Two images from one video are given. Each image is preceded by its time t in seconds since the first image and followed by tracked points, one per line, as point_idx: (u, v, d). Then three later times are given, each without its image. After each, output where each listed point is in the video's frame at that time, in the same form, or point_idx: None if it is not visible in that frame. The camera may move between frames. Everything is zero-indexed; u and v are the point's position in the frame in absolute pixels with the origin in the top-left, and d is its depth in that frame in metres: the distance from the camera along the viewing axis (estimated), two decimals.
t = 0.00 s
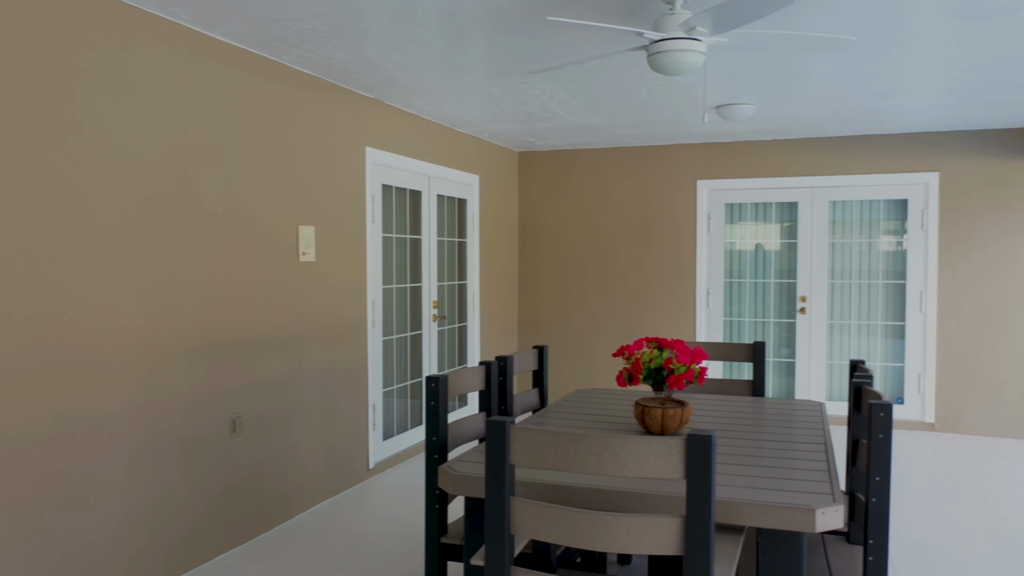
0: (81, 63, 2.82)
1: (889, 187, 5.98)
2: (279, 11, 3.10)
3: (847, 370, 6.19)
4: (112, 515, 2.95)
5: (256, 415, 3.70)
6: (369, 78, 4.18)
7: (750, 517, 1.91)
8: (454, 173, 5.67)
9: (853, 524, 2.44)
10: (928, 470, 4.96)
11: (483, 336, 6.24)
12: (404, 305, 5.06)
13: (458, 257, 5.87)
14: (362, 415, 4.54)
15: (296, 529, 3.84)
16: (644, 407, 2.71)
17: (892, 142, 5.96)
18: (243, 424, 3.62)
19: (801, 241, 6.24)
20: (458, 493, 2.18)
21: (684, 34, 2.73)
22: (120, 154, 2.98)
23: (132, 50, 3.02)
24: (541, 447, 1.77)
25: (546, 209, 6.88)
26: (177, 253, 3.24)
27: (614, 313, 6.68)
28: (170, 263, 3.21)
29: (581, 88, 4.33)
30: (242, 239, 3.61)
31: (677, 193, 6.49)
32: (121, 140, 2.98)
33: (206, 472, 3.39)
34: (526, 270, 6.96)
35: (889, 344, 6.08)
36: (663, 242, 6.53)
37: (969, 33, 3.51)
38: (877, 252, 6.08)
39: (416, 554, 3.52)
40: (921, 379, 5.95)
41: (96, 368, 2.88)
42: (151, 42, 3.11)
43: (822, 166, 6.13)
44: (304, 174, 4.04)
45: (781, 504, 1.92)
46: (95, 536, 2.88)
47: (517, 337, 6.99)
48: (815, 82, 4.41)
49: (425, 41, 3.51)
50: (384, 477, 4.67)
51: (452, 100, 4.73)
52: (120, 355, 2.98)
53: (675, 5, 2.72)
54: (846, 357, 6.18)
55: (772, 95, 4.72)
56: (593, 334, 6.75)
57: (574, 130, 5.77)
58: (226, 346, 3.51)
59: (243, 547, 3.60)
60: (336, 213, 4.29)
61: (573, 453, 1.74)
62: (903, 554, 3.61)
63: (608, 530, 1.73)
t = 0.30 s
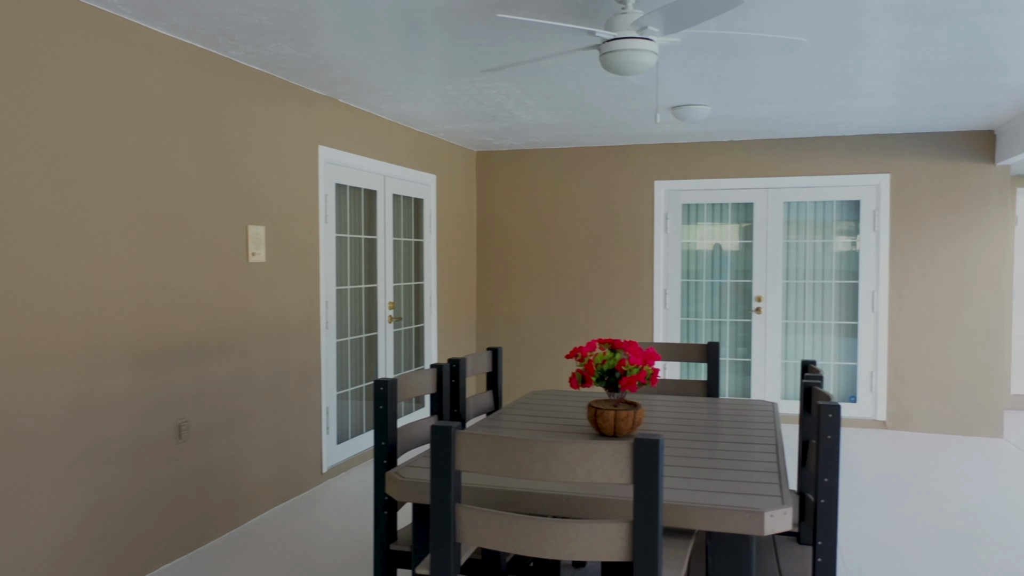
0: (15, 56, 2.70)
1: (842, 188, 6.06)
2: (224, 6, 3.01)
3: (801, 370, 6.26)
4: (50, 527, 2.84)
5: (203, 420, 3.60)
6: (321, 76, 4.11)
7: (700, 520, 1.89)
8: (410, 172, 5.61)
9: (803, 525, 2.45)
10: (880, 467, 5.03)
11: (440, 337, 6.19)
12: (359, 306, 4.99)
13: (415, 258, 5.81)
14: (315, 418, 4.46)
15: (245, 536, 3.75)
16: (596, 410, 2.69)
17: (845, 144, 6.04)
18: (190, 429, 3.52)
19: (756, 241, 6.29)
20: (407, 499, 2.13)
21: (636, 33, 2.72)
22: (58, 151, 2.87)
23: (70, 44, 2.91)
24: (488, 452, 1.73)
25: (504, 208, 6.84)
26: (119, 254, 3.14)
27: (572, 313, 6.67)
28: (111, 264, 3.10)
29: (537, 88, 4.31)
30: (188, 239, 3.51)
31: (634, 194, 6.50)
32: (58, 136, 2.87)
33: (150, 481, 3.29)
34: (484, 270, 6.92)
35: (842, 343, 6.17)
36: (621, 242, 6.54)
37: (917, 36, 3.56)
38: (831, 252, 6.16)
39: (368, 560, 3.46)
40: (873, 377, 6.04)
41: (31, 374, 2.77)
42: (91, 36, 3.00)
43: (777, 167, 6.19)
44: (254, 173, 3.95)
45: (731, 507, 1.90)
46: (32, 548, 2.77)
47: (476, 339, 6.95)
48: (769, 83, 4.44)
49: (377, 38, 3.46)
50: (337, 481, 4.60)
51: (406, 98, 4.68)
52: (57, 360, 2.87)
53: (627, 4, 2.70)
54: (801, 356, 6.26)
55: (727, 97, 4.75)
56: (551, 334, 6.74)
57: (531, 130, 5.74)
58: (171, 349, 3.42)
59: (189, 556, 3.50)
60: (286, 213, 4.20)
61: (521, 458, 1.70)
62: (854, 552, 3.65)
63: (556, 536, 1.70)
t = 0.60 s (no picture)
0: None
1: (800, 189, 6.13)
2: None
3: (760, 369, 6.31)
4: None
5: (151, 426, 3.50)
6: (275, 72, 4.03)
7: (653, 525, 1.87)
8: (369, 172, 5.54)
9: (758, 526, 2.44)
10: (837, 466, 5.09)
11: (400, 338, 6.12)
12: (316, 307, 4.91)
13: (374, 258, 5.74)
14: (270, 422, 4.38)
15: (197, 544, 3.65)
16: (553, 412, 2.66)
17: (803, 146, 6.09)
18: (137, 435, 3.42)
19: (716, 242, 6.33)
20: (355, 506, 2.08)
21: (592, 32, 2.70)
22: None
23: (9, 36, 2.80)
24: (436, 459, 1.69)
25: (465, 208, 6.79)
26: (62, 255, 3.03)
27: (533, 314, 6.65)
28: (54, 265, 2.99)
29: (496, 86, 4.28)
30: (136, 239, 3.41)
31: (595, 194, 6.50)
32: None
33: (94, 489, 3.18)
34: (445, 271, 6.86)
35: (800, 342, 6.23)
36: (582, 243, 6.53)
37: (872, 38, 3.59)
38: (789, 253, 6.22)
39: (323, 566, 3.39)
40: (830, 376, 6.11)
41: None
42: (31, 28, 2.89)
43: (736, 168, 6.23)
44: (205, 171, 3.86)
45: (684, 511, 1.89)
46: None
47: (436, 340, 6.89)
48: (728, 84, 4.46)
49: (332, 35, 3.39)
50: (293, 486, 4.52)
51: (364, 96, 4.61)
52: None
53: (583, 3, 2.68)
54: (760, 356, 6.31)
55: (687, 97, 4.76)
56: (513, 335, 6.71)
57: (492, 129, 5.71)
58: (118, 352, 3.31)
59: (137, 566, 3.40)
60: (240, 212, 4.11)
61: (470, 464, 1.67)
62: (810, 550, 3.67)
63: (506, 544, 1.66)
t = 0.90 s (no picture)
0: None
1: (756, 189, 6.17)
2: None
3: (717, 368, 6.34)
4: None
5: (92, 432, 3.38)
6: (223, 67, 3.92)
7: (602, 529, 1.84)
8: (323, 170, 5.44)
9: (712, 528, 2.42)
10: (792, 464, 5.13)
11: (356, 339, 6.04)
12: (268, 308, 4.80)
13: (329, 258, 5.64)
14: (220, 426, 4.27)
15: (141, 553, 3.54)
16: (505, 414, 2.62)
17: (758, 146, 6.14)
18: (77, 441, 3.30)
19: (674, 241, 6.35)
20: (299, 514, 2.01)
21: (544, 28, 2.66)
22: None
23: None
24: (378, 466, 1.64)
25: (422, 207, 6.72)
26: None
27: (492, 314, 6.60)
28: None
29: (451, 83, 4.23)
30: (76, 238, 3.29)
31: (553, 193, 6.47)
32: None
33: (31, 499, 3.06)
34: (402, 271, 6.78)
35: (756, 341, 6.28)
36: (540, 243, 6.51)
37: (825, 38, 3.61)
38: (745, 252, 6.27)
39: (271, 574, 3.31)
40: (786, 375, 6.17)
41: None
42: None
43: (693, 168, 6.25)
44: (150, 168, 3.74)
45: (634, 514, 1.86)
46: None
47: (394, 341, 6.81)
48: (683, 83, 4.46)
49: (280, 28, 3.31)
50: (244, 491, 4.41)
51: (317, 93, 4.52)
52: None
53: None
54: (717, 355, 6.34)
55: (643, 96, 4.76)
56: (471, 336, 6.65)
57: (448, 128, 5.65)
58: (56, 356, 3.19)
59: None
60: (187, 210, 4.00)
61: (414, 470, 1.61)
62: (766, 549, 3.68)
63: (451, 552, 1.61)
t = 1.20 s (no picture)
0: None
1: (715, 189, 6.20)
2: None
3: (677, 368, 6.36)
4: None
5: (33, 438, 3.26)
6: (172, 61, 3.82)
7: (554, 533, 1.81)
8: (279, 168, 5.35)
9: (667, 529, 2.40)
10: (751, 462, 5.16)
11: (314, 340, 5.94)
12: (222, 308, 4.70)
13: (286, 258, 5.54)
14: (170, 429, 4.16)
15: (85, 562, 3.43)
16: (460, 415, 2.57)
17: (718, 146, 6.16)
18: (17, 448, 3.18)
19: (634, 241, 6.36)
20: (242, 521, 1.95)
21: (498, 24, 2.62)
22: None
23: None
24: (320, 471, 1.59)
25: (382, 205, 6.65)
26: None
27: (452, 314, 6.54)
28: None
29: (408, 80, 4.17)
30: (16, 236, 3.17)
31: (514, 193, 6.44)
32: None
33: None
34: (362, 271, 6.69)
35: (716, 340, 6.31)
36: (501, 242, 6.47)
37: (782, 38, 3.63)
38: (705, 252, 6.30)
39: None
40: (745, 374, 6.21)
41: None
42: None
43: (653, 167, 6.26)
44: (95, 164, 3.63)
45: (586, 517, 1.83)
46: None
47: (353, 341, 6.72)
48: (642, 82, 4.46)
49: (230, 21, 3.23)
50: (195, 496, 4.31)
51: (271, 88, 4.44)
52: None
53: None
54: (677, 355, 6.36)
55: (602, 95, 4.75)
56: (431, 337, 6.59)
57: (407, 126, 5.59)
58: None
59: None
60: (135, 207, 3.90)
61: (358, 475, 1.57)
62: (724, 547, 3.69)
63: (396, 559, 1.56)
